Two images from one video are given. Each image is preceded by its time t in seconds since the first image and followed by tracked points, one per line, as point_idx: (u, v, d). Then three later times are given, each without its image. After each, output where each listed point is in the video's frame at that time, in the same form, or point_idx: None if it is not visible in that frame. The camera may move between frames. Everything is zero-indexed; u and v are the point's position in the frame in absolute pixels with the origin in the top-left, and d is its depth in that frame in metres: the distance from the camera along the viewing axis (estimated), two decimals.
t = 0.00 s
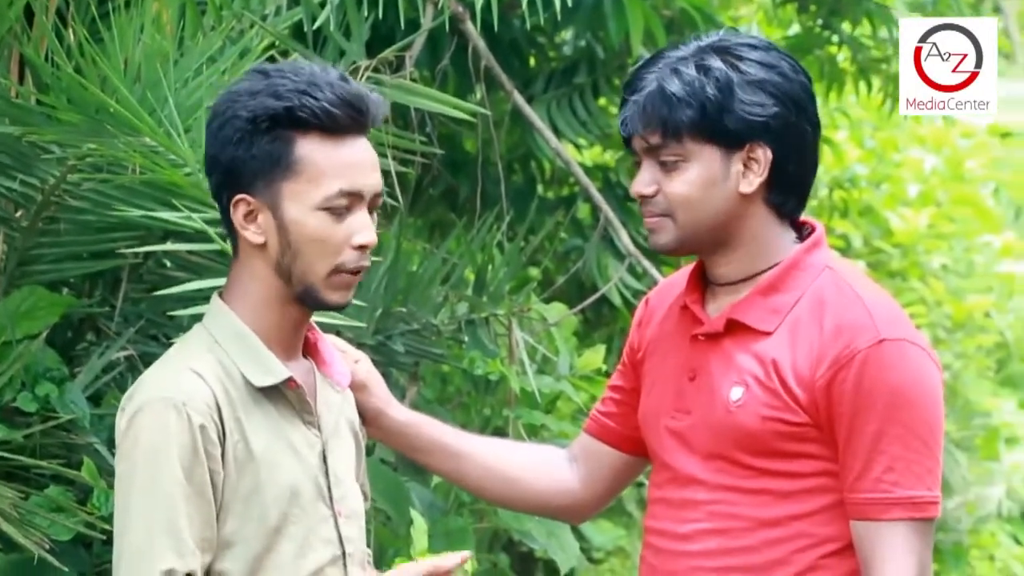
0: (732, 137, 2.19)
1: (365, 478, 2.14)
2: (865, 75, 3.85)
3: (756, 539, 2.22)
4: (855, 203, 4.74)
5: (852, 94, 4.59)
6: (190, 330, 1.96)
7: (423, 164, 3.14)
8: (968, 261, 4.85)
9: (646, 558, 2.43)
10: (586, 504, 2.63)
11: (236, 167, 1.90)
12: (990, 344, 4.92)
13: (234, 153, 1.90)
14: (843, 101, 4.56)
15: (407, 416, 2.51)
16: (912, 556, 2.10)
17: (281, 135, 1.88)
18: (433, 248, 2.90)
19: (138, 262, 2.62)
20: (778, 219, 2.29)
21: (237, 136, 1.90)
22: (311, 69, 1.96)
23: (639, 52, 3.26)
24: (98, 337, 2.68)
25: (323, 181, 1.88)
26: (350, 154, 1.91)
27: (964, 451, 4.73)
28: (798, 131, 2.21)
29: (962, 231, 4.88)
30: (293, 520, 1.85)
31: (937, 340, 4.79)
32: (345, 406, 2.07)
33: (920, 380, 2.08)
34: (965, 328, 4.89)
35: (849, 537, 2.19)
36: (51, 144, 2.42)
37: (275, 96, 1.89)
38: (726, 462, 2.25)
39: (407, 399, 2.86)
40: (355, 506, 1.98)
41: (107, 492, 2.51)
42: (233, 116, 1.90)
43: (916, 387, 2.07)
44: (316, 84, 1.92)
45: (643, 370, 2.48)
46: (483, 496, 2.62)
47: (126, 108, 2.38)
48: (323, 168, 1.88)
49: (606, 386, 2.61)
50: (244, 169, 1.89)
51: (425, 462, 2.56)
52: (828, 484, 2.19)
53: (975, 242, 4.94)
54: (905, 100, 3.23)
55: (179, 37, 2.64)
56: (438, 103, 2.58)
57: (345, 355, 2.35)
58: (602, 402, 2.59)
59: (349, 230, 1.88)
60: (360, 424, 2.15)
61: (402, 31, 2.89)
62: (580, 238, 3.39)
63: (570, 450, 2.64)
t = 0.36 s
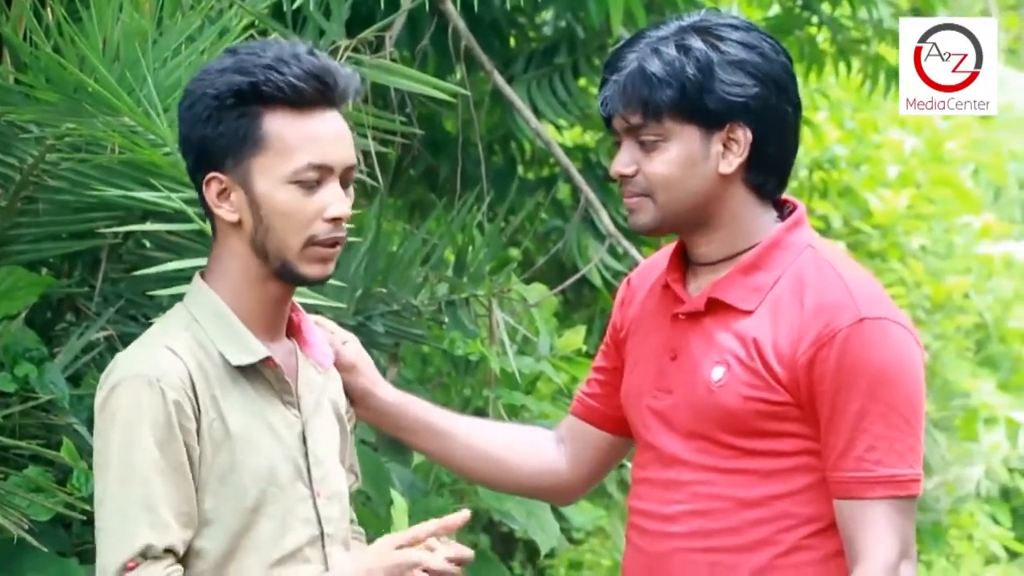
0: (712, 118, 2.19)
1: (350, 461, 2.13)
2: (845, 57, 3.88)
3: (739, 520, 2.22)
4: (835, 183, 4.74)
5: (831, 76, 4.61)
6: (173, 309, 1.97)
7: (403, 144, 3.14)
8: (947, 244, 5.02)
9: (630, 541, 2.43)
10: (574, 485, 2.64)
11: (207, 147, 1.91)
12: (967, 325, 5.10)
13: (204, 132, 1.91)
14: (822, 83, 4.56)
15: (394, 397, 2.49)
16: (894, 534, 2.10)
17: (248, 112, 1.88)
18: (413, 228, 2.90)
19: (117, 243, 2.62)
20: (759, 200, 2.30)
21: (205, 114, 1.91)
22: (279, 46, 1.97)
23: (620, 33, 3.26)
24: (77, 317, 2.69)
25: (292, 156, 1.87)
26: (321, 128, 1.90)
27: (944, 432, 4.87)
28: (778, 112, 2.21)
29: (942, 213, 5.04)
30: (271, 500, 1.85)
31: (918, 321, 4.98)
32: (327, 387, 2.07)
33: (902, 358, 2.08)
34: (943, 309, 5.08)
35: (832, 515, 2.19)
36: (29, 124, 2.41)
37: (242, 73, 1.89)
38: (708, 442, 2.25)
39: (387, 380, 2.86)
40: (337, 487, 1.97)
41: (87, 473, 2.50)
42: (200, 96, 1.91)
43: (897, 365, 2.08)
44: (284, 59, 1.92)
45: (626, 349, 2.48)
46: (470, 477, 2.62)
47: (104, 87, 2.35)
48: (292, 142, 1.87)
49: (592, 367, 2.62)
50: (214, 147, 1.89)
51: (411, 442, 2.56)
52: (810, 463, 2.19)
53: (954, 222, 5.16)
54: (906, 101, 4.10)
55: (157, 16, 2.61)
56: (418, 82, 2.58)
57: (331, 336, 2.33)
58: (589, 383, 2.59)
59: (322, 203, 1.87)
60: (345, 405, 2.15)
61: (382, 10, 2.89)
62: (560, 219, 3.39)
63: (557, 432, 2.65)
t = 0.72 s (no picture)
0: (704, 100, 2.19)
1: (327, 448, 2.13)
2: (832, 41, 3.88)
3: (728, 508, 2.23)
4: (823, 168, 4.72)
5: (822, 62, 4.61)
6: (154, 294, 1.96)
7: (391, 129, 3.15)
8: (934, 229, 5.03)
9: (618, 529, 2.43)
10: (555, 471, 2.64)
11: (187, 128, 1.90)
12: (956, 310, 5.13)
13: (185, 113, 1.90)
14: (812, 67, 4.55)
15: (376, 385, 2.49)
16: (880, 518, 2.11)
17: (230, 94, 1.87)
18: (401, 213, 2.91)
19: (105, 228, 2.62)
20: (744, 188, 2.30)
21: (186, 95, 1.90)
22: (265, 29, 1.96)
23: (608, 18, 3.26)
24: (66, 302, 2.69)
25: (272, 140, 1.87)
26: (302, 113, 1.90)
27: (932, 417, 4.89)
28: (769, 104, 2.21)
29: (930, 197, 5.07)
30: (251, 487, 1.85)
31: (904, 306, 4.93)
32: (308, 373, 2.06)
33: (886, 342, 2.09)
34: (931, 294, 5.09)
35: (819, 501, 2.20)
36: (16, 108, 2.43)
37: (226, 54, 1.88)
38: (697, 431, 2.25)
39: (375, 365, 2.86)
40: (316, 473, 1.97)
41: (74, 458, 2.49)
42: (182, 76, 1.89)
43: (882, 349, 2.08)
44: (271, 43, 1.92)
45: (611, 337, 2.48)
46: (451, 463, 2.62)
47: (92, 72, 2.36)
48: (272, 128, 1.87)
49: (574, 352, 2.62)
50: (194, 127, 1.89)
51: (394, 430, 2.55)
52: (797, 450, 2.19)
53: (943, 208, 5.18)
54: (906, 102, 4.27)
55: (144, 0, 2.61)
56: (406, 68, 2.57)
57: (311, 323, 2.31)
58: (570, 369, 2.59)
59: (300, 188, 1.87)
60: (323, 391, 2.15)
61: None
62: (549, 204, 3.39)
63: (538, 418, 2.66)
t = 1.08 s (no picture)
0: (702, 88, 2.19)
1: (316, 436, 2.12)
2: (829, 29, 3.90)
3: (722, 496, 2.23)
4: (820, 156, 4.75)
5: (819, 50, 4.60)
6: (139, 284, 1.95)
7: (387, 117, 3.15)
8: (931, 217, 5.07)
9: (611, 516, 2.44)
10: (543, 456, 2.63)
11: (165, 118, 1.90)
12: (952, 298, 5.13)
13: (162, 103, 1.90)
14: (810, 56, 4.53)
15: (365, 372, 2.49)
16: (875, 508, 2.11)
17: (207, 80, 1.87)
18: (399, 201, 2.91)
19: (101, 215, 2.62)
20: (743, 175, 2.30)
21: (163, 85, 1.89)
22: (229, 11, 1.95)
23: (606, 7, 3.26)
24: (62, 290, 2.69)
25: (253, 122, 1.87)
26: (279, 92, 1.90)
27: (928, 405, 4.93)
28: (766, 89, 2.22)
29: (927, 185, 5.09)
30: (240, 477, 1.85)
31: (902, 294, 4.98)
32: (295, 360, 2.06)
33: (883, 332, 2.09)
34: (928, 282, 5.10)
35: (814, 491, 2.20)
36: (12, 96, 2.42)
37: (195, 41, 1.87)
38: (693, 419, 2.25)
39: (372, 353, 2.87)
40: (305, 462, 1.97)
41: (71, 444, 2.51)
42: (156, 66, 1.88)
43: (880, 340, 2.08)
44: (237, 24, 1.91)
45: (606, 324, 2.47)
46: (441, 449, 2.62)
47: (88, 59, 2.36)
48: (252, 108, 1.87)
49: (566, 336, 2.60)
50: (173, 117, 1.88)
51: (385, 418, 2.56)
52: (793, 440, 2.20)
53: (940, 196, 5.17)
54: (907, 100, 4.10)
55: None
56: (402, 56, 2.56)
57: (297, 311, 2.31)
58: (563, 352, 2.58)
59: (286, 166, 1.88)
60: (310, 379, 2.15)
61: None
62: (546, 191, 3.40)
63: (528, 401, 2.65)
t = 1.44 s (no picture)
0: (707, 88, 2.18)
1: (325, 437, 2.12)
2: (838, 28, 3.92)
3: (728, 496, 2.23)
4: (829, 155, 4.70)
5: (828, 49, 4.60)
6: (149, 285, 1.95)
7: (396, 117, 3.15)
8: (940, 215, 5.06)
9: (616, 516, 2.43)
10: (551, 455, 2.63)
11: (179, 130, 1.89)
12: (962, 297, 5.06)
13: (175, 115, 1.88)
14: (818, 55, 4.52)
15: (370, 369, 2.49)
16: (880, 510, 2.11)
17: (220, 83, 1.88)
18: (406, 201, 2.91)
19: (111, 215, 2.62)
20: (749, 173, 2.29)
21: (174, 96, 1.88)
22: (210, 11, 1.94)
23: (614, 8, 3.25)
24: (71, 289, 2.69)
25: (272, 115, 1.90)
26: (279, 83, 1.93)
27: (938, 404, 4.93)
28: (772, 88, 2.21)
29: (936, 184, 5.05)
30: (251, 477, 1.85)
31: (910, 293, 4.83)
32: (304, 361, 2.06)
33: (890, 333, 2.09)
34: (937, 281, 5.01)
35: (820, 492, 2.20)
36: (22, 96, 2.41)
37: (198, 47, 1.87)
38: (699, 418, 2.25)
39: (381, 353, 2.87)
40: (314, 463, 1.97)
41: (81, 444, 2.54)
42: (161, 78, 1.86)
43: (886, 340, 2.08)
44: (228, 23, 1.91)
45: (614, 324, 2.47)
46: (447, 448, 2.61)
47: (98, 60, 2.37)
48: (269, 102, 1.90)
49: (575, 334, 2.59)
50: (188, 127, 1.88)
51: (390, 416, 2.56)
52: (799, 440, 2.19)
53: (949, 194, 5.17)
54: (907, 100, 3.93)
55: None
56: (411, 55, 2.55)
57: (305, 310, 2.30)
58: (572, 352, 2.57)
59: (306, 154, 1.92)
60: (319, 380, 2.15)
61: None
62: (554, 191, 3.40)
63: (535, 400, 2.64)
